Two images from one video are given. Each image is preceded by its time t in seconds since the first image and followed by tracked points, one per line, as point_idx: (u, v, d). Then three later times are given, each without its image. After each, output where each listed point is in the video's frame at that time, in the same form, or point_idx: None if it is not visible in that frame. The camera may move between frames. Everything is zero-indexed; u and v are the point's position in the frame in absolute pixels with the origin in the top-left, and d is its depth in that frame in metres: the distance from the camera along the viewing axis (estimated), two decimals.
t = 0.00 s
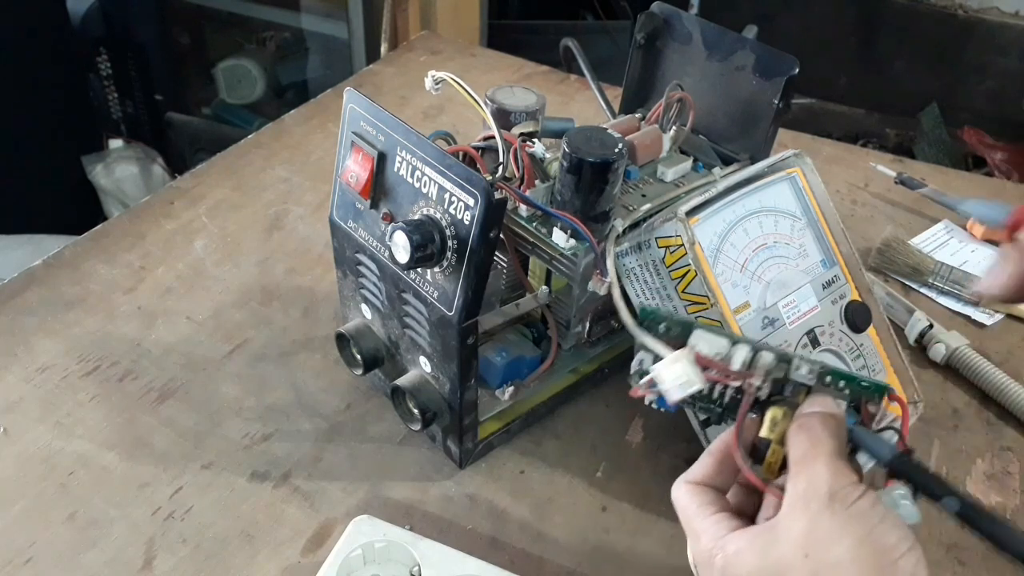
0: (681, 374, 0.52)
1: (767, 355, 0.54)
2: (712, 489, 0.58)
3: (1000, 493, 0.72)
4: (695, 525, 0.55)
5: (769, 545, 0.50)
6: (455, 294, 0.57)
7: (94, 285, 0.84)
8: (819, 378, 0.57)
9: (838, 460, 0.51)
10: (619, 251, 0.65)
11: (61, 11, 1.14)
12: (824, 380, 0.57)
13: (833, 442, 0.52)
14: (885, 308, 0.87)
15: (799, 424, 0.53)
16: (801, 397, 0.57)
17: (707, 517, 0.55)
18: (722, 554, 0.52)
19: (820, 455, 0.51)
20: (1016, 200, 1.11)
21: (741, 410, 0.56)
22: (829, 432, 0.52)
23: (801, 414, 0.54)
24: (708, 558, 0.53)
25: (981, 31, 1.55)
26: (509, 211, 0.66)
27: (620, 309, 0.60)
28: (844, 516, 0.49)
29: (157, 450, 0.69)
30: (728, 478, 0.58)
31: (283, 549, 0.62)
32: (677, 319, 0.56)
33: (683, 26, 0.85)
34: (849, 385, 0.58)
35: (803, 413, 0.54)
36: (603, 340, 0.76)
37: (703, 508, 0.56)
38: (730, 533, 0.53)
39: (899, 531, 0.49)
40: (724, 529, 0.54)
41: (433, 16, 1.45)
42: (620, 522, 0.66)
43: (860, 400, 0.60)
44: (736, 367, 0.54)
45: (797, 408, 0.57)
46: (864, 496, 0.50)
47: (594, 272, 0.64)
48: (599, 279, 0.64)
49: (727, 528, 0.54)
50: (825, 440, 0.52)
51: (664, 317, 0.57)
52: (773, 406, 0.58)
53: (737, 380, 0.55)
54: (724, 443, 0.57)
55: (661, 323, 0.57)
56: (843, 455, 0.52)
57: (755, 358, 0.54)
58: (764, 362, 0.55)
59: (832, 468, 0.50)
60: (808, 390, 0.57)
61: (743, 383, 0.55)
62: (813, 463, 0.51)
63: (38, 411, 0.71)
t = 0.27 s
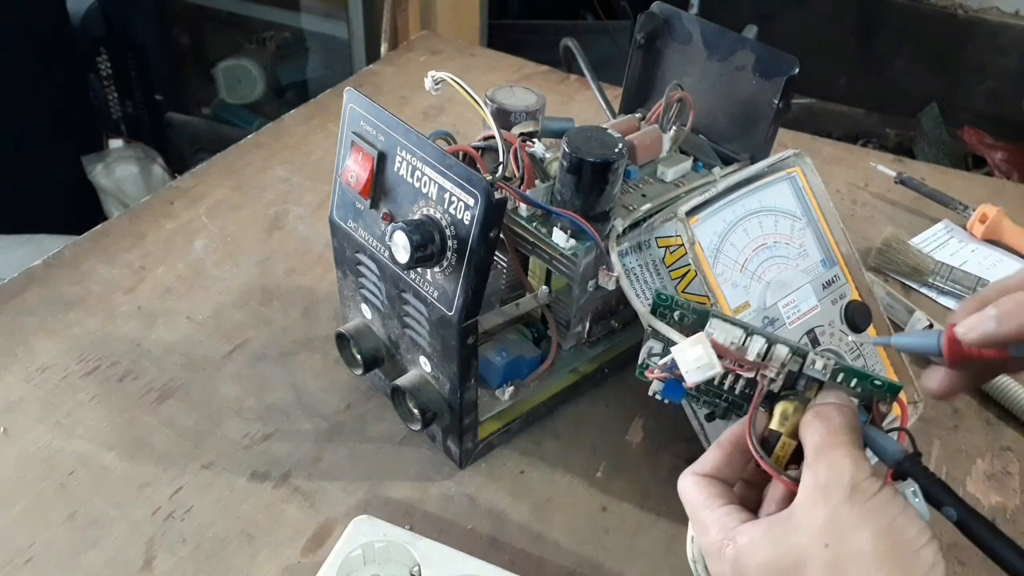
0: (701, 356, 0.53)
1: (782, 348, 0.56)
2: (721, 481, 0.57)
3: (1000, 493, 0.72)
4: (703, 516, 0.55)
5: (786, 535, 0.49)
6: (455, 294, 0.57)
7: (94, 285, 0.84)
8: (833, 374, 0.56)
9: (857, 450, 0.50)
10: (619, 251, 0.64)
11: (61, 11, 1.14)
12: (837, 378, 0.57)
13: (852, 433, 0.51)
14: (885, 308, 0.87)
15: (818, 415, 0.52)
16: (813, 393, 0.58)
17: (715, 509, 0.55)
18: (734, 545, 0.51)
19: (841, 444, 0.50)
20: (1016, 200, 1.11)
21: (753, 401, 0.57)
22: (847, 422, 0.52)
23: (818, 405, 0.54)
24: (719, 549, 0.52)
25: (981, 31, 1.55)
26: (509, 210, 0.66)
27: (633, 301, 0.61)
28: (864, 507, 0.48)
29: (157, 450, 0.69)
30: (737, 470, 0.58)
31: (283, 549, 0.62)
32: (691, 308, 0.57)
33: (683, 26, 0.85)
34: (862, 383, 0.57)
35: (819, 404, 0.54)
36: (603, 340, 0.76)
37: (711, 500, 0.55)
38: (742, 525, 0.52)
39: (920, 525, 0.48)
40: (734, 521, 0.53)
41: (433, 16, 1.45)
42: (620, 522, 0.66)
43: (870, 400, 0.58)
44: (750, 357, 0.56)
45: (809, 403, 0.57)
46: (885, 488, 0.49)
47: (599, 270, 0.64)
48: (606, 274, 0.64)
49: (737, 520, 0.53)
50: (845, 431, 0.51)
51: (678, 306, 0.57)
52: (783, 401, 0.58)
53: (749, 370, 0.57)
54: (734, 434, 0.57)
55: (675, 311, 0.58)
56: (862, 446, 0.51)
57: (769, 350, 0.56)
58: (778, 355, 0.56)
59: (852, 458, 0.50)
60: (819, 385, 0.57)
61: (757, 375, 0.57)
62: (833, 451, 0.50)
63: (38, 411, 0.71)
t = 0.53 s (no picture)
0: (708, 356, 0.53)
1: (787, 350, 0.56)
2: (725, 482, 0.57)
3: (1000, 493, 0.72)
4: (708, 516, 0.55)
5: (792, 534, 0.49)
6: (455, 294, 0.57)
7: (94, 285, 0.84)
8: (838, 376, 0.57)
9: (864, 448, 0.50)
10: (619, 251, 0.64)
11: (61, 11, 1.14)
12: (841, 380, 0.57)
13: (858, 431, 0.51)
14: (885, 308, 0.87)
15: (824, 413, 0.52)
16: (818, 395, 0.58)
17: (719, 509, 0.55)
18: (739, 544, 0.51)
19: (848, 442, 0.50)
20: (1016, 200, 1.11)
21: (758, 402, 0.57)
22: (854, 420, 0.52)
23: (824, 404, 0.53)
24: (724, 548, 0.52)
25: (980, 32, 1.55)
26: (508, 211, 0.66)
27: (635, 301, 0.61)
28: (872, 506, 0.48)
29: (157, 450, 0.69)
30: (741, 470, 0.58)
31: (283, 550, 0.62)
32: (697, 308, 0.57)
33: (683, 26, 0.85)
34: (865, 386, 0.57)
35: (824, 403, 0.54)
36: (604, 340, 0.76)
37: (715, 500, 0.55)
38: (747, 524, 0.52)
39: (925, 522, 0.48)
40: (739, 520, 0.53)
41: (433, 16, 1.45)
42: (620, 522, 0.66)
43: (875, 402, 0.58)
44: (756, 358, 0.56)
45: (813, 404, 0.56)
46: (892, 485, 0.49)
47: (601, 268, 0.64)
48: (608, 272, 0.64)
49: (742, 519, 0.53)
50: (851, 429, 0.51)
51: (683, 306, 0.58)
52: (788, 403, 0.57)
53: (755, 371, 0.57)
54: (739, 436, 0.57)
55: (680, 312, 0.58)
56: (868, 444, 0.51)
57: (775, 351, 0.56)
58: (784, 356, 0.56)
59: (859, 456, 0.50)
60: (824, 388, 0.58)
61: (762, 376, 0.57)
62: (840, 450, 0.50)
63: (38, 411, 0.71)
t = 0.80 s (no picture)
0: (708, 357, 0.53)
1: (787, 350, 0.56)
2: (725, 481, 0.57)
3: (1000, 492, 0.72)
4: (707, 516, 0.55)
5: (793, 533, 0.49)
6: (455, 294, 0.57)
7: (94, 285, 0.84)
8: (837, 376, 0.57)
9: (864, 447, 0.50)
10: (619, 251, 0.64)
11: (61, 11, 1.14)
12: (840, 380, 0.57)
13: (858, 430, 0.51)
14: (885, 308, 0.87)
15: (824, 413, 0.52)
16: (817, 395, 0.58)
17: (719, 509, 0.55)
18: (739, 543, 0.51)
19: (847, 441, 0.50)
20: (1016, 200, 1.11)
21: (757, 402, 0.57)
22: (853, 418, 0.52)
23: (824, 403, 0.53)
24: (724, 547, 0.52)
25: (980, 31, 1.55)
26: (508, 211, 0.66)
27: (635, 300, 0.61)
28: (872, 505, 0.48)
29: (157, 450, 0.69)
30: (741, 470, 0.58)
31: (283, 550, 0.62)
32: (696, 309, 0.57)
33: (683, 26, 0.85)
34: (865, 386, 0.57)
35: (824, 402, 0.54)
36: (603, 340, 0.76)
37: (715, 500, 0.55)
38: (747, 523, 0.52)
39: (925, 521, 0.48)
40: (740, 520, 0.53)
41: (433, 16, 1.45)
42: (620, 522, 0.66)
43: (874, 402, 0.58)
44: (755, 358, 0.56)
45: (812, 404, 0.56)
46: (892, 484, 0.49)
47: (601, 268, 0.64)
48: (607, 273, 0.63)
49: (742, 518, 0.53)
50: (852, 428, 0.51)
51: (683, 307, 0.58)
52: (787, 403, 0.57)
53: (754, 371, 0.57)
54: (738, 435, 0.57)
55: (679, 312, 0.58)
56: (867, 443, 0.51)
57: (774, 351, 0.56)
58: (783, 356, 0.56)
59: (860, 456, 0.49)
60: (823, 388, 0.58)
61: (762, 376, 0.57)
62: (840, 449, 0.50)
63: (38, 411, 0.71)
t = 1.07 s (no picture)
0: (706, 356, 0.53)
1: (784, 348, 0.56)
2: (724, 480, 0.57)
3: (1000, 492, 0.72)
4: (706, 515, 0.55)
5: (793, 532, 0.49)
6: (455, 293, 0.57)
7: (94, 285, 0.84)
8: (835, 374, 0.57)
9: (863, 447, 0.50)
10: (619, 251, 0.65)
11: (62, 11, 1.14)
12: (839, 378, 0.57)
13: (857, 429, 0.51)
14: (885, 308, 0.87)
15: (822, 411, 0.52)
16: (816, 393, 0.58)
17: (719, 508, 0.55)
18: (739, 543, 0.51)
19: (847, 440, 0.50)
20: (1016, 200, 1.11)
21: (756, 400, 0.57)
22: (853, 418, 0.52)
23: (823, 402, 0.54)
24: (724, 547, 0.52)
25: (980, 31, 1.55)
26: (508, 211, 0.66)
27: (635, 299, 0.61)
28: (872, 503, 0.48)
29: (157, 450, 0.69)
30: (740, 469, 0.58)
31: (283, 550, 0.62)
32: (694, 308, 0.57)
33: (684, 26, 0.85)
34: (863, 383, 0.58)
35: (823, 401, 0.54)
36: (603, 339, 0.76)
37: (715, 499, 0.55)
38: (747, 522, 0.52)
39: (925, 519, 0.48)
40: (739, 519, 0.53)
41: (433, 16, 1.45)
42: (620, 521, 0.66)
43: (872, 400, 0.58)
44: (753, 357, 0.56)
45: (811, 403, 0.56)
46: (891, 483, 0.49)
47: (599, 269, 0.64)
48: (606, 274, 0.64)
49: (741, 518, 0.53)
50: (851, 427, 0.51)
51: (681, 305, 0.58)
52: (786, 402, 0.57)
53: (752, 370, 0.57)
54: (737, 435, 0.57)
55: (677, 310, 0.58)
56: (867, 443, 0.51)
57: (772, 349, 0.56)
58: (781, 355, 0.56)
59: (860, 455, 0.49)
60: (822, 385, 0.57)
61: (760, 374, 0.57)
62: (839, 448, 0.50)
63: (38, 411, 0.71)
